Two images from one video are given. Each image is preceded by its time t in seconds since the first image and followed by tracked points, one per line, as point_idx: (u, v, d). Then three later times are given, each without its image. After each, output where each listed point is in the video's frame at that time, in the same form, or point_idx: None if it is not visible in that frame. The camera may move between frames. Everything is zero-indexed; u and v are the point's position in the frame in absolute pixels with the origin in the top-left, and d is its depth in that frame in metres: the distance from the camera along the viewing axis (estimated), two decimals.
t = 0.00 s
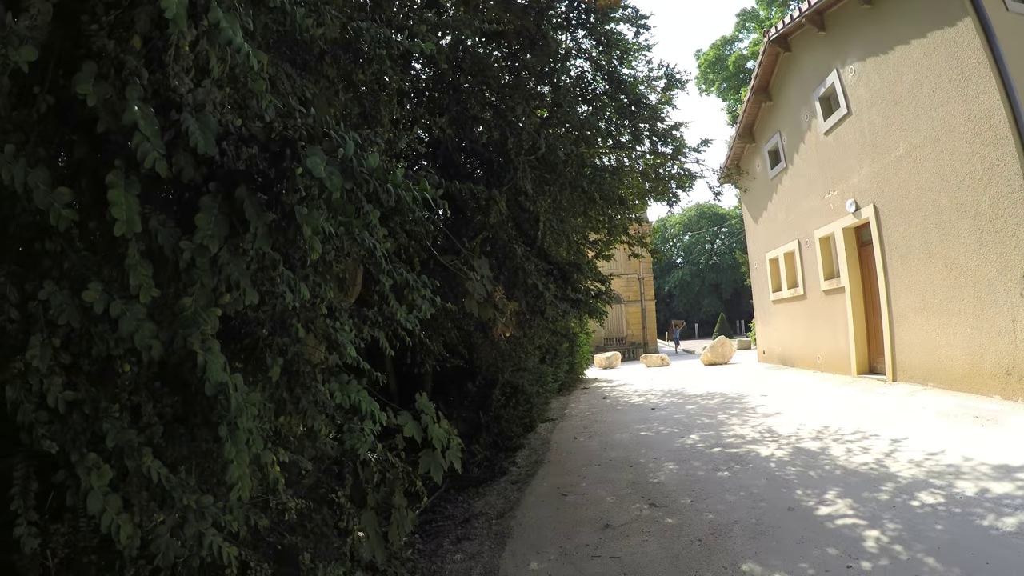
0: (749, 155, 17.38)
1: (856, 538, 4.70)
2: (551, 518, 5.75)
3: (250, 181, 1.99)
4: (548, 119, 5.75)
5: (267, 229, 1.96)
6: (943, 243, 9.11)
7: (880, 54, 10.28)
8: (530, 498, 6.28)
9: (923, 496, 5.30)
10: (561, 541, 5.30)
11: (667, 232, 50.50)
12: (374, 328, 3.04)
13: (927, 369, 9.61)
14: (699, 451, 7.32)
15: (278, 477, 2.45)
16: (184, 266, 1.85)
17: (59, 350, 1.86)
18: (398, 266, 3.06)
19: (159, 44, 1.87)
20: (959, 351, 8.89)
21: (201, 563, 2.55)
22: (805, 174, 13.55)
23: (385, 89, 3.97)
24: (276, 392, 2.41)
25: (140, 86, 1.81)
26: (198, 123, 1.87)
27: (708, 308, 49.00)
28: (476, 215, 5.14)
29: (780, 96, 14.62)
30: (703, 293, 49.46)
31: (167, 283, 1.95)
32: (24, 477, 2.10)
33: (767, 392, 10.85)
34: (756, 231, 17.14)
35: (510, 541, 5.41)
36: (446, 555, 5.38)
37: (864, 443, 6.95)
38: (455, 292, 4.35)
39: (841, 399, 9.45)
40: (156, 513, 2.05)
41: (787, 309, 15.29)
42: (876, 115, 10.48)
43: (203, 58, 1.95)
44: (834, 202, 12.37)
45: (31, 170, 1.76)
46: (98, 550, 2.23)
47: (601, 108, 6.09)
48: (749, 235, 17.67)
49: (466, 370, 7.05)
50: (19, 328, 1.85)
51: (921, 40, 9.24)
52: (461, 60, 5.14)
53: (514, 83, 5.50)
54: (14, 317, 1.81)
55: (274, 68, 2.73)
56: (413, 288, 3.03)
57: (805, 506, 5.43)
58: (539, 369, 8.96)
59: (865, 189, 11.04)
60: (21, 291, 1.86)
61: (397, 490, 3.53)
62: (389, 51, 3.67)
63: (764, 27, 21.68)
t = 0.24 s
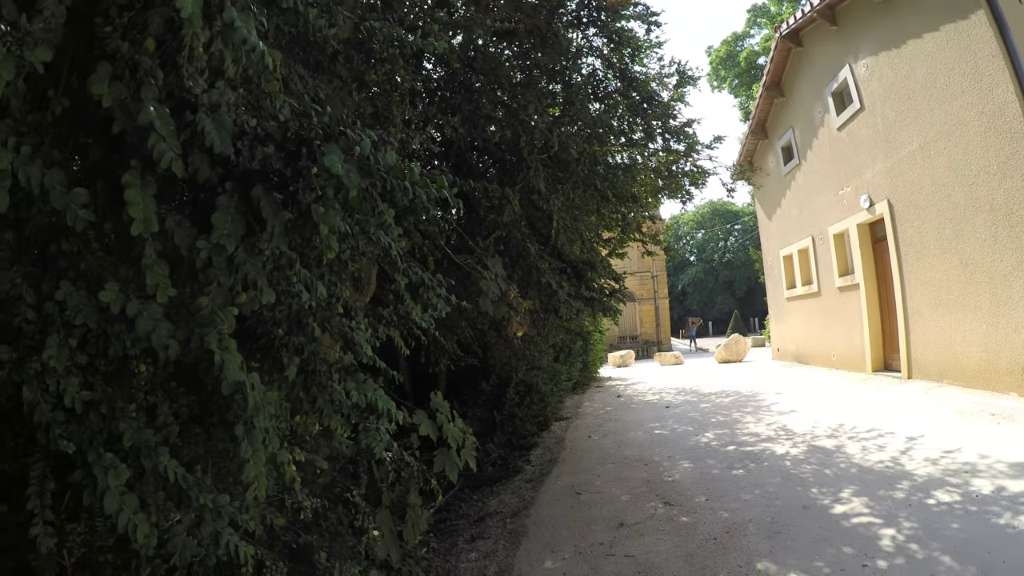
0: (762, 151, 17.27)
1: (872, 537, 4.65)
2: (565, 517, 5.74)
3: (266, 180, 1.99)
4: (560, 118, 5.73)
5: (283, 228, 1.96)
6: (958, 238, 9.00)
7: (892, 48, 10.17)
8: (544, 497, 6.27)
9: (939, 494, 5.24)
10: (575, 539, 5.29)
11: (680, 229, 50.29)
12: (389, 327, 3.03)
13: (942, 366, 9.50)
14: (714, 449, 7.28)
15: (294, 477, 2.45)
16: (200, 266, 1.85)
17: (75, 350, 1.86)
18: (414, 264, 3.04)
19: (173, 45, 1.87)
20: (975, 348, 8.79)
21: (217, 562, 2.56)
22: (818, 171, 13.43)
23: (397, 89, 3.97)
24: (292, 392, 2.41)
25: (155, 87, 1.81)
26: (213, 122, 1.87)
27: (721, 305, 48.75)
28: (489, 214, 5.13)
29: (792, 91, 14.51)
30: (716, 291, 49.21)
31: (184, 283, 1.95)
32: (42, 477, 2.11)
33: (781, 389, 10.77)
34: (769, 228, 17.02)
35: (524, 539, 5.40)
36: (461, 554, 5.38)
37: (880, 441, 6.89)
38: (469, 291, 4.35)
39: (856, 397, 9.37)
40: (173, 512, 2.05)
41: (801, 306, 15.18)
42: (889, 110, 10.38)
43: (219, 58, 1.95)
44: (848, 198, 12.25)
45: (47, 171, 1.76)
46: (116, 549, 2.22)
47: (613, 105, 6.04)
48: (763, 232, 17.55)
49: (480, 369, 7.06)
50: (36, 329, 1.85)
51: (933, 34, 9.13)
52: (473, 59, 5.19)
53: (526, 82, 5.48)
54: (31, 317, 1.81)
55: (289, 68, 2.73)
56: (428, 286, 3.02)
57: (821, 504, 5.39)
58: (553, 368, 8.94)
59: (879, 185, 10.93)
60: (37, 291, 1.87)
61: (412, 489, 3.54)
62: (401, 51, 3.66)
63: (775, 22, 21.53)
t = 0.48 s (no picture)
0: (773, 147, 17.16)
1: (886, 534, 4.61)
2: (578, 514, 5.73)
3: (282, 176, 2.00)
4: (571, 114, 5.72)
5: (298, 224, 1.96)
6: (971, 233, 8.90)
7: (903, 41, 10.08)
8: (557, 494, 6.26)
9: (953, 491, 5.19)
10: (588, 536, 5.28)
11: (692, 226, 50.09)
12: (402, 324, 3.03)
13: (955, 363, 9.41)
14: (727, 446, 7.24)
15: (308, 473, 2.46)
16: (215, 262, 1.86)
17: (89, 348, 1.87)
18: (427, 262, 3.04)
19: (186, 42, 1.87)
20: (988, 343, 8.69)
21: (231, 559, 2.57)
22: (830, 166, 13.33)
23: (407, 86, 3.97)
24: (306, 389, 2.42)
25: (168, 84, 1.81)
26: (227, 119, 1.87)
27: (733, 302, 48.52)
28: (501, 211, 5.12)
29: (803, 86, 14.40)
30: (727, 287, 48.98)
31: (198, 280, 1.95)
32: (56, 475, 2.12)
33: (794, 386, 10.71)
34: (781, 223, 16.90)
35: (536, 537, 5.40)
36: (474, 551, 5.39)
37: (893, 438, 6.84)
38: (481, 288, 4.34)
39: (870, 393, 9.29)
40: (188, 509, 2.06)
41: (814, 302, 15.08)
42: (901, 104, 10.27)
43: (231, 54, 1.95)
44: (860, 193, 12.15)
45: (60, 169, 1.77)
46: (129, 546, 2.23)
47: (624, 101, 6.09)
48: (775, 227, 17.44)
49: (492, 366, 7.05)
50: (51, 327, 1.86)
51: (946, 26, 9.03)
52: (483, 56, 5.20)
53: (536, 79, 5.47)
54: (45, 316, 1.82)
55: (302, 66, 2.73)
56: (441, 283, 3.01)
57: (834, 501, 5.35)
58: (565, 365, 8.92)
59: (891, 179, 10.83)
60: (52, 290, 1.87)
61: (425, 487, 3.54)
62: (412, 49, 3.65)
63: (786, 17, 21.36)
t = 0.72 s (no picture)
0: (785, 145, 17.04)
1: (899, 534, 4.57)
2: (590, 514, 5.71)
3: (298, 174, 2.00)
4: (583, 113, 5.71)
5: (314, 223, 1.97)
6: (984, 231, 8.81)
7: (915, 38, 9.99)
8: (569, 494, 6.25)
9: (966, 492, 5.13)
10: (601, 536, 5.27)
11: (703, 225, 49.90)
12: (416, 323, 3.03)
13: (969, 362, 9.32)
14: (739, 446, 7.20)
15: (324, 473, 2.46)
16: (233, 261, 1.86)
17: (106, 348, 1.88)
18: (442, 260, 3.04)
19: (200, 43, 1.87)
20: (1002, 342, 8.60)
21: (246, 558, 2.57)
22: (842, 164, 13.23)
23: (419, 85, 3.98)
24: (322, 387, 2.43)
25: (184, 84, 1.81)
26: (243, 118, 1.87)
27: (745, 301, 48.29)
28: (512, 211, 5.12)
29: (815, 83, 14.30)
30: (739, 286, 48.75)
31: (214, 279, 1.96)
32: (72, 474, 2.13)
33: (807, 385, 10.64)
34: (793, 222, 16.79)
35: (549, 536, 5.39)
36: (485, 550, 5.38)
37: (906, 437, 6.78)
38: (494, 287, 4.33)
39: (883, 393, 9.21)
40: (204, 508, 2.06)
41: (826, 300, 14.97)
42: (913, 101, 10.18)
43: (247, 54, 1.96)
44: (872, 191, 12.06)
45: (76, 169, 1.78)
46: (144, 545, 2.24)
47: (635, 100, 6.07)
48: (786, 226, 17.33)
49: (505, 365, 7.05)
50: (67, 327, 1.87)
51: (958, 22, 8.94)
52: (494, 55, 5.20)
53: (547, 78, 5.47)
54: (61, 315, 1.83)
55: (315, 65, 2.73)
56: (455, 282, 3.00)
57: (847, 501, 5.31)
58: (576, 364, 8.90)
59: (904, 177, 10.74)
60: (68, 290, 1.88)
61: (438, 486, 3.50)
62: (425, 48, 3.65)
63: (796, 13, 21.22)
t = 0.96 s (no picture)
0: (795, 143, 16.95)
1: (909, 535, 4.55)
2: (600, 512, 5.71)
3: (316, 172, 1.99)
4: (593, 112, 5.70)
5: (333, 220, 1.98)
6: (996, 230, 8.73)
7: (926, 35, 9.92)
8: (579, 492, 6.25)
9: (977, 492, 5.10)
10: (610, 534, 5.26)
11: (713, 224, 49.73)
12: (429, 320, 3.03)
13: (980, 362, 9.25)
14: (749, 445, 7.17)
15: (337, 470, 2.46)
16: (251, 258, 1.86)
17: (122, 344, 1.89)
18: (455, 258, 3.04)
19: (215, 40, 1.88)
20: (1014, 343, 8.53)
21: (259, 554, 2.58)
22: (853, 162, 13.16)
23: (431, 84, 3.99)
24: (337, 384, 2.46)
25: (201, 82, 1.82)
26: (260, 115, 1.87)
27: (755, 300, 48.10)
28: (523, 209, 5.11)
29: (825, 81, 14.22)
30: (749, 285, 48.55)
31: (230, 276, 1.96)
32: (87, 470, 2.15)
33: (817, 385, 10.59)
34: (804, 220, 16.71)
35: (559, 534, 5.40)
36: (496, 548, 5.39)
37: (917, 437, 6.74)
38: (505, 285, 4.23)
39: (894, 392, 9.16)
40: (219, 505, 2.07)
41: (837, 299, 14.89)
42: (924, 99, 10.11)
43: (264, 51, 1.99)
44: (883, 189, 11.97)
45: (92, 166, 1.80)
46: (157, 542, 2.32)
47: (646, 98, 6.05)
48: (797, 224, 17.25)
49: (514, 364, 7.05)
50: (83, 324, 1.88)
51: (969, 19, 8.87)
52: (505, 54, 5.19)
53: (558, 76, 5.46)
54: (77, 312, 1.84)
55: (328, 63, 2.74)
56: (468, 279, 3.00)
57: (857, 501, 5.28)
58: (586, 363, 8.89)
59: (915, 175, 10.67)
60: (84, 287, 1.89)
61: (448, 484, 3.48)
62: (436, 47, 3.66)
63: (806, 11, 21.09)
